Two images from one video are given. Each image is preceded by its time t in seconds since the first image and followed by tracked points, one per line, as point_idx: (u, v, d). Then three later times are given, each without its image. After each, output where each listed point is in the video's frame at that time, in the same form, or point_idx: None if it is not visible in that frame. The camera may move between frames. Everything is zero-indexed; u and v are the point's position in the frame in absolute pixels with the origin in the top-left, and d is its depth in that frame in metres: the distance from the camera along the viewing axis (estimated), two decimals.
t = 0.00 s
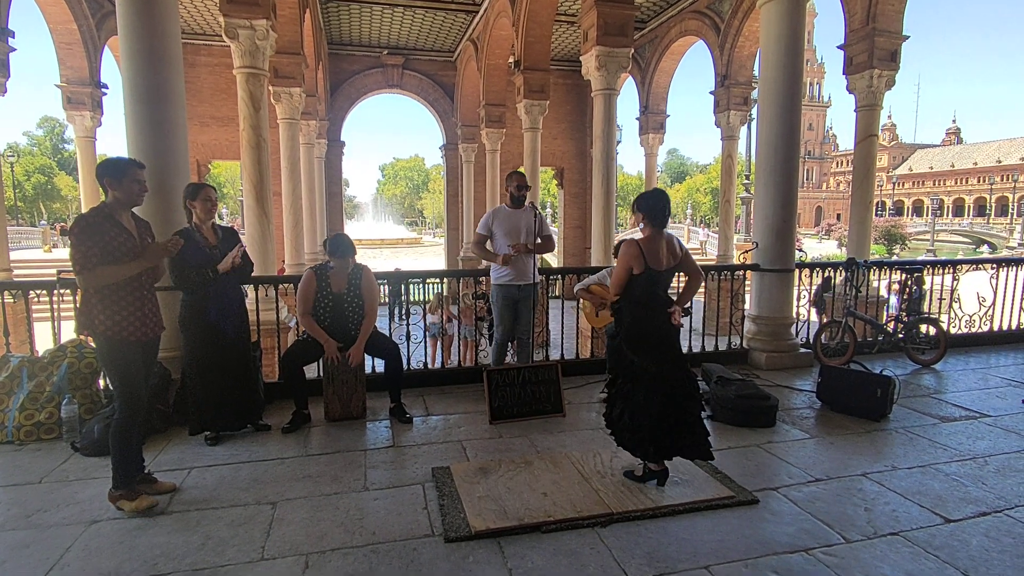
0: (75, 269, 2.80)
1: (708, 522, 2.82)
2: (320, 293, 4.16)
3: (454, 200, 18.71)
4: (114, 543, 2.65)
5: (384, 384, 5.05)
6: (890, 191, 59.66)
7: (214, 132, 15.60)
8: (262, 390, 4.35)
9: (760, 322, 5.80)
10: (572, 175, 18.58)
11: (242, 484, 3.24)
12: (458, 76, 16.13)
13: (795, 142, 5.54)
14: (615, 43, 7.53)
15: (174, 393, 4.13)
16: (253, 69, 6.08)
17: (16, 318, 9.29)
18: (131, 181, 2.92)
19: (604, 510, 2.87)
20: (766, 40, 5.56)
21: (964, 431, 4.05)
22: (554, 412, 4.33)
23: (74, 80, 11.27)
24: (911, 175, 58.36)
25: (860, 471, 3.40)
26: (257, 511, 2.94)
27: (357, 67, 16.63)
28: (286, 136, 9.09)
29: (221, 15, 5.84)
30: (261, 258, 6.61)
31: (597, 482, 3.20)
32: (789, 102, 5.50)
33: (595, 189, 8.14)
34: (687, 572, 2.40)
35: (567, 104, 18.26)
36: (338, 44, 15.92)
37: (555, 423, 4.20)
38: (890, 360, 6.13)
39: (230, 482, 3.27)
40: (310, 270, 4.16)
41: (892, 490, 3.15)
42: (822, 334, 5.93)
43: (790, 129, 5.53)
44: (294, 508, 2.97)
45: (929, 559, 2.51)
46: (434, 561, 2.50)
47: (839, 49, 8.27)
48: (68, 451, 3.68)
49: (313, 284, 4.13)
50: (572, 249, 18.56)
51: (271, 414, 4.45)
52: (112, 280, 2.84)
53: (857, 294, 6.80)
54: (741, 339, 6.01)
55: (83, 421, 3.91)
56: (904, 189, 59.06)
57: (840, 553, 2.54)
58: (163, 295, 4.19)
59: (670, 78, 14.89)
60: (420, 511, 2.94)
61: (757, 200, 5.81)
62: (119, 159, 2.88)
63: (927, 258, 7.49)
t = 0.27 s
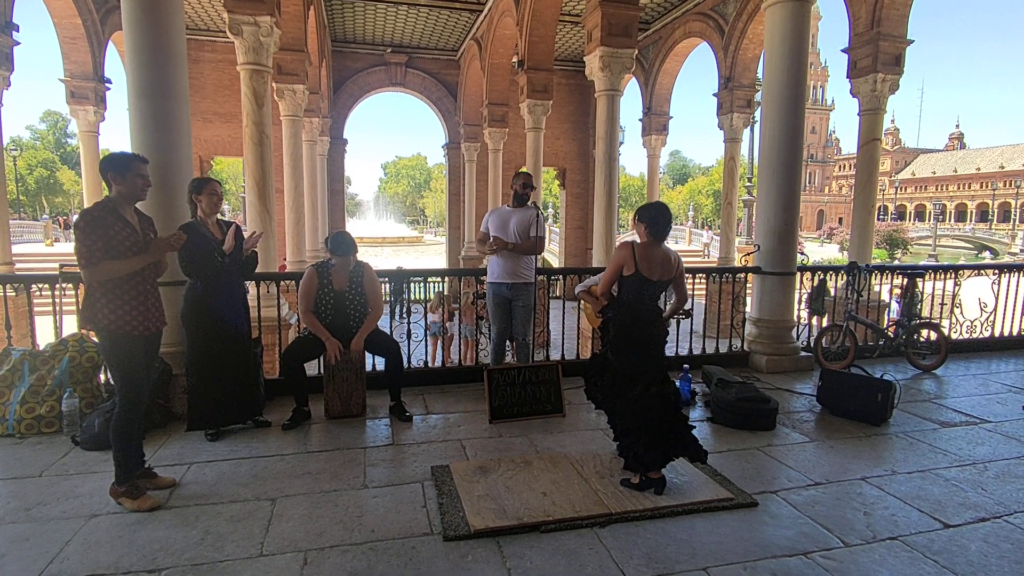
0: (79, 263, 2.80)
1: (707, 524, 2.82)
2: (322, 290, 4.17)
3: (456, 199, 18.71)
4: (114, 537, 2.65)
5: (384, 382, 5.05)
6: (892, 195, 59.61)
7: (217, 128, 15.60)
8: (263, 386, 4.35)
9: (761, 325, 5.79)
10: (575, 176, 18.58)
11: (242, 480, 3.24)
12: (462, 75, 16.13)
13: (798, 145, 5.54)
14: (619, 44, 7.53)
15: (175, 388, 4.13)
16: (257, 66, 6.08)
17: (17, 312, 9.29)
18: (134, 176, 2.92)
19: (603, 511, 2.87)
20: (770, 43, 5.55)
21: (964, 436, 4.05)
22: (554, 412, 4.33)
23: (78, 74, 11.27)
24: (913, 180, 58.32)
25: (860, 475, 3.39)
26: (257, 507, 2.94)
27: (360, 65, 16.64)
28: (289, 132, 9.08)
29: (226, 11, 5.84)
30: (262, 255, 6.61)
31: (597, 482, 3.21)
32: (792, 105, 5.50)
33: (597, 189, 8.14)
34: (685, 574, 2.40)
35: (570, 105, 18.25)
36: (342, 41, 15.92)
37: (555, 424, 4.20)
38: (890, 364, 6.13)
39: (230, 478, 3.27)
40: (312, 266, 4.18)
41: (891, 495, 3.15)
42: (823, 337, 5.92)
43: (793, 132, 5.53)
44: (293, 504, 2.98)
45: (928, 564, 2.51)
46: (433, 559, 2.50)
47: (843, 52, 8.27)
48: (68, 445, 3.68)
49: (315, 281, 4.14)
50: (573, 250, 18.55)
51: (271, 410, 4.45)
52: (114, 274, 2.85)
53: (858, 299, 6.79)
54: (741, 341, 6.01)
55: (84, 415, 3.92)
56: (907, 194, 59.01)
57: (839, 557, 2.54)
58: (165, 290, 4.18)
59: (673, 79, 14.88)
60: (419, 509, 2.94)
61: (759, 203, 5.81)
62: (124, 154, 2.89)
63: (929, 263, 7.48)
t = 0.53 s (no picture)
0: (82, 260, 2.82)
1: (706, 525, 2.82)
2: (324, 290, 4.18)
3: (457, 199, 18.71)
4: (114, 535, 2.65)
5: (384, 381, 5.06)
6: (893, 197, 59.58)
7: (219, 127, 15.61)
8: (263, 385, 4.36)
9: (762, 326, 5.79)
10: (576, 176, 18.58)
11: (241, 478, 3.24)
12: (464, 75, 16.14)
13: (800, 146, 5.54)
14: (621, 45, 7.54)
15: (176, 386, 4.14)
16: (259, 65, 6.10)
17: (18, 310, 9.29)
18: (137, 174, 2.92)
19: (602, 511, 2.88)
20: (772, 44, 5.55)
21: (964, 439, 4.05)
22: (554, 412, 4.33)
23: (80, 72, 11.28)
24: (915, 182, 58.26)
25: (859, 476, 3.40)
26: (256, 505, 2.95)
27: (363, 64, 16.64)
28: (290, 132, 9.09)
29: (228, 10, 5.85)
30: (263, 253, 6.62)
31: (596, 482, 3.21)
32: (794, 106, 5.50)
33: (598, 190, 8.14)
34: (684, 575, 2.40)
35: (572, 105, 18.25)
36: (344, 41, 15.93)
37: (554, 424, 4.21)
38: (890, 366, 6.13)
39: (230, 476, 3.28)
40: (314, 266, 4.18)
41: (891, 496, 3.15)
42: (823, 339, 5.92)
43: (795, 134, 5.53)
44: (293, 503, 2.98)
45: (926, 565, 2.51)
46: (431, 559, 2.50)
47: (845, 54, 8.26)
48: (69, 443, 3.68)
49: (316, 281, 4.15)
50: (574, 251, 18.55)
51: (271, 409, 4.46)
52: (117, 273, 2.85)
53: (859, 300, 6.79)
54: (741, 342, 6.01)
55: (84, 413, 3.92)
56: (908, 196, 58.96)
57: (838, 558, 2.54)
58: (165, 289, 4.18)
59: (675, 81, 14.89)
60: (419, 508, 2.95)
61: (760, 204, 5.82)
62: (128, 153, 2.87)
63: (930, 265, 7.48)
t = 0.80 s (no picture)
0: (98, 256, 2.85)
1: (707, 528, 2.81)
2: (326, 291, 4.17)
3: (459, 200, 18.71)
4: (115, 533, 2.65)
5: (385, 382, 5.05)
6: (895, 200, 59.56)
7: (221, 126, 15.63)
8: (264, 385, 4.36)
9: (763, 328, 5.78)
10: (578, 178, 18.58)
11: (242, 478, 3.24)
12: (466, 76, 16.15)
13: (802, 149, 5.54)
14: (623, 46, 7.53)
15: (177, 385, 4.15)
16: (262, 65, 6.10)
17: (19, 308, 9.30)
18: (147, 175, 2.95)
19: (603, 513, 2.87)
20: (775, 47, 5.55)
21: (966, 443, 4.04)
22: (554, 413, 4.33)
23: (83, 72, 11.30)
24: (917, 185, 58.21)
25: (860, 480, 3.39)
26: (257, 505, 2.94)
27: (365, 65, 16.65)
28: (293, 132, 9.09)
29: (231, 10, 5.86)
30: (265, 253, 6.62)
31: (597, 484, 3.20)
32: (797, 109, 5.50)
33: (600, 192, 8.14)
34: None
35: (574, 107, 18.26)
36: (347, 41, 15.95)
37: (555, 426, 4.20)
38: (892, 369, 6.12)
39: (230, 475, 3.28)
40: (316, 267, 4.17)
41: (892, 500, 3.14)
42: (825, 342, 5.90)
43: (798, 137, 5.53)
44: (293, 502, 2.98)
45: (928, 569, 2.51)
46: (431, 559, 2.49)
47: (848, 57, 8.26)
48: (69, 441, 3.69)
49: (318, 282, 4.14)
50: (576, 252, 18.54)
51: (272, 409, 4.46)
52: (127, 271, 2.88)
53: (860, 303, 6.78)
54: (742, 345, 6.00)
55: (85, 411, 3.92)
56: (910, 199, 58.92)
57: (839, 562, 2.53)
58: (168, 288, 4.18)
59: (677, 83, 14.89)
60: (420, 509, 2.94)
61: (763, 207, 5.81)
62: (134, 154, 2.89)
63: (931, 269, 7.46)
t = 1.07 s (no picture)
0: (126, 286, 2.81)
1: (709, 529, 2.80)
2: (331, 292, 4.16)
3: (462, 200, 18.72)
4: (118, 530, 2.66)
5: (387, 380, 5.06)
6: (900, 203, 59.37)
7: (226, 125, 15.66)
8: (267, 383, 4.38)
9: (766, 330, 5.77)
10: (582, 178, 18.57)
11: (245, 476, 3.25)
12: (470, 76, 16.15)
13: (807, 151, 5.52)
14: (628, 47, 7.52)
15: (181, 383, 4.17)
16: (267, 64, 6.11)
17: (25, 304, 9.34)
18: (174, 201, 2.98)
19: (605, 513, 2.87)
20: (782, 48, 5.53)
21: (970, 446, 4.02)
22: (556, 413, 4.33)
23: (90, 69, 11.35)
24: (922, 188, 57.99)
25: (863, 483, 3.38)
26: (259, 503, 2.95)
27: (370, 64, 16.67)
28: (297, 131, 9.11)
29: (238, 9, 5.88)
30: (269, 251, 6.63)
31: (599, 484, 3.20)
32: (802, 111, 5.48)
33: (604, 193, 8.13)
34: None
35: (578, 107, 18.25)
36: (352, 41, 15.97)
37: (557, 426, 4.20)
38: (896, 372, 6.09)
39: (232, 472, 3.29)
40: (322, 270, 4.15)
41: (895, 503, 3.13)
42: (828, 344, 5.89)
43: (803, 138, 5.52)
44: (296, 501, 2.99)
45: (930, 572, 2.50)
46: (433, 559, 2.50)
47: (854, 59, 8.23)
48: (74, 437, 3.70)
49: (324, 283, 4.13)
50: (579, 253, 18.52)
51: (274, 406, 4.47)
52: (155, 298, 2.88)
53: (865, 306, 6.75)
54: (745, 346, 5.99)
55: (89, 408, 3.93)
56: (915, 202, 58.71)
57: (842, 564, 2.53)
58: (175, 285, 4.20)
59: (682, 84, 14.86)
60: (422, 508, 2.94)
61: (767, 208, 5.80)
62: (163, 180, 2.93)
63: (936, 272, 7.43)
